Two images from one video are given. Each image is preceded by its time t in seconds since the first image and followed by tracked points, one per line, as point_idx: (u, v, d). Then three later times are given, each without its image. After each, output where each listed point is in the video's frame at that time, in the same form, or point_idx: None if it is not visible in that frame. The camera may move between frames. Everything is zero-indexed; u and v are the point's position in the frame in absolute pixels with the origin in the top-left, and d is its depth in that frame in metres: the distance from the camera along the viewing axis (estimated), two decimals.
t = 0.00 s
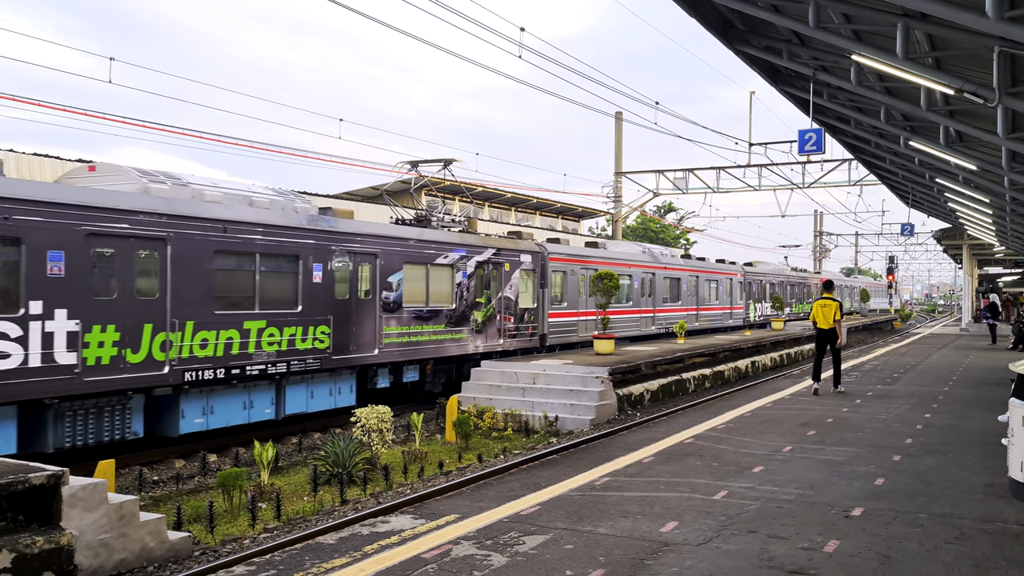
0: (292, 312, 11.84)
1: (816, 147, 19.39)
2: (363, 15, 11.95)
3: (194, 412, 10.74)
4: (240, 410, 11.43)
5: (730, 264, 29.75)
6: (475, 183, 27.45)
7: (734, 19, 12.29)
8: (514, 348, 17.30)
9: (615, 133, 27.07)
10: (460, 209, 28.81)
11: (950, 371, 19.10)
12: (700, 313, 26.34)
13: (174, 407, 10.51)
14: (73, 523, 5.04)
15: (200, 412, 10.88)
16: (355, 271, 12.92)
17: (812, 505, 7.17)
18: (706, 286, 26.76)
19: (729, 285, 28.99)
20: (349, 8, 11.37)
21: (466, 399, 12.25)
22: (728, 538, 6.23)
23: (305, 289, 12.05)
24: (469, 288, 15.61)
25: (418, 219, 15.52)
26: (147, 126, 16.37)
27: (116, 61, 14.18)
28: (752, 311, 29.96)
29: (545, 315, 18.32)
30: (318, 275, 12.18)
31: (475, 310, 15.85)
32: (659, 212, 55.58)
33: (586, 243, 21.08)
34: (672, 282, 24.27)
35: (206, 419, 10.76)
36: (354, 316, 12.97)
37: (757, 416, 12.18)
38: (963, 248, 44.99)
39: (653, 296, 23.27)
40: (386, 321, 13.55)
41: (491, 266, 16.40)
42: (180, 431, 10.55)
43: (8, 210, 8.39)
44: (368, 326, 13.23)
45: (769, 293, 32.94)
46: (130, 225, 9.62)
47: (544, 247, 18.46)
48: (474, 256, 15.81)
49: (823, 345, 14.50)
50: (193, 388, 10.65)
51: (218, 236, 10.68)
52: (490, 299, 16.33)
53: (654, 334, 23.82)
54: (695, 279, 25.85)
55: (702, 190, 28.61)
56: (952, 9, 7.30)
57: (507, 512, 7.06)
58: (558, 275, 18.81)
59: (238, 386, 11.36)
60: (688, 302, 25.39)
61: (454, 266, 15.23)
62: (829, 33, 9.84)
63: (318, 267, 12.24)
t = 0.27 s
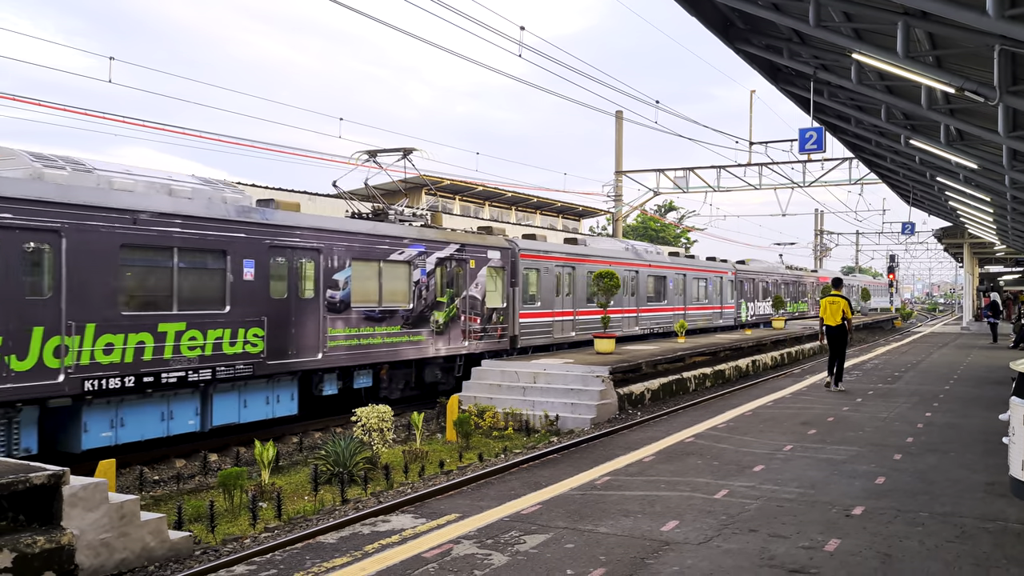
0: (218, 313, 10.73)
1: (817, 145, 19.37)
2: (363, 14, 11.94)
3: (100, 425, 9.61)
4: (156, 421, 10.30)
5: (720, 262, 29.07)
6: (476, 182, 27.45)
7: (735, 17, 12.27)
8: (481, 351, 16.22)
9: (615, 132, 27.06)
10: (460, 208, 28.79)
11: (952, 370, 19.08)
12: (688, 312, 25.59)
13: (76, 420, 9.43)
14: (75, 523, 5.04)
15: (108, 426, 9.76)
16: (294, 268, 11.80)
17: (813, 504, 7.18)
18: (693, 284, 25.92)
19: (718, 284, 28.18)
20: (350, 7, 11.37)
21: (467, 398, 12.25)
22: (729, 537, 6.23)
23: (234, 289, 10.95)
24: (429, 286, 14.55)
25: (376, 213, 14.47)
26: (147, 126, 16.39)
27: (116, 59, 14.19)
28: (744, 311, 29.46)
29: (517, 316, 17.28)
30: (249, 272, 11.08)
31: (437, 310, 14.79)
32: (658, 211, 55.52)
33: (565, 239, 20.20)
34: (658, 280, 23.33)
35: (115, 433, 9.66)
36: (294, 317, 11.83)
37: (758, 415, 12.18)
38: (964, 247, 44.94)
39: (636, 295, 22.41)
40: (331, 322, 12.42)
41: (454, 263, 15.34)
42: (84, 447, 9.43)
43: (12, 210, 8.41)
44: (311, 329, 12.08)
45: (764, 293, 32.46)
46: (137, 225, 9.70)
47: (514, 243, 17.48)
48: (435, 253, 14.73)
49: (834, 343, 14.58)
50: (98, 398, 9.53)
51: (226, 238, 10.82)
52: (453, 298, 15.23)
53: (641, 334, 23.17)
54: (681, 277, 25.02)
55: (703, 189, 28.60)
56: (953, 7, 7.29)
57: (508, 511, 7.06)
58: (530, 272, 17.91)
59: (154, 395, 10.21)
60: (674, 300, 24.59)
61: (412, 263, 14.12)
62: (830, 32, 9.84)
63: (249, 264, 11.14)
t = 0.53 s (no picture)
0: (130, 315, 9.76)
1: (818, 145, 19.35)
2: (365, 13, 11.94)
3: None
4: (55, 437, 9.40)
5: (711, 260, 28.19)
6: (477, 182, 27.46)
7: (736, 17, 12.24)
8: (444, 354, 15.25)
9: (616, 132, 27.06)
10: (461, 208, 28.83)
11: (953, 369, 19.06)
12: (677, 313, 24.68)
13: None
14: (76, 523, 5.04)
15: None
16: (221, 265, 10.83)
17: (814, 503, 7.17)
18: (682, 284, 24.99)
19: (708, 283, 27.25)
20: (350, 7, 11.38)
21: (468, 398, 12.24)
22: (729, 536, 6.23)
23: (149, 288, 9.97)
24: (382, 285, 13.55)
25: (327, 206, 13.55)
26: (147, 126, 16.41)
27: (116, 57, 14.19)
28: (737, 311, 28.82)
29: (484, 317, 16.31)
30: (166, 269, 10.10)
31: (391, 311, 13.82)
32: (659, 211, 55.46)
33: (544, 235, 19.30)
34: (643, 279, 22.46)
35: None
36: (221, 319, 10.85)
37: (760, 415, 12.18)
38: (966, 246, 44.88)
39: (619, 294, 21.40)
40: (267, 324, 11.48)
41: (411, 261, 14.30)
42: None
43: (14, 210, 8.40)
44: (240, 332, 11.10)
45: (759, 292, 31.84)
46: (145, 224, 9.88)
47: (482, 240, 16.42)
48: (389, 249, 13.73)
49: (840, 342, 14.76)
50: None
51: (218, 236, 10.77)
52: (410, 299, 14.26)
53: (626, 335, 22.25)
54: (669, 276, 24.08)
55: (704, 188, 28.60)
56: (954, 6, 7.28)
57: (509, 510, 7.06)
58: (498, 271, 16.85)
59: (52, 407, 9.33)
60: (661, 300, 23.63)
61: (362, 261, 13.14)
62: (831, 31, 9.83)
63: (166, 260, 10.15)
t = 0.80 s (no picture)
0: (18, 317, 8.46)
1: (819, 144, 19.35)
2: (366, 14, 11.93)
3: None
4: None
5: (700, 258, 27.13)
6: (478, 182, 27.49)
7: (737, 17, 12.26)
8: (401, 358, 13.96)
9: (618, 132, 27.06)
10: (462, 208, 28.84)
11: (954, 369, 19.06)
12: (661, 314, 23.59)
13: None
14: (78, 522, 5.06)
15: None
16: (132, 261, 9.52)
17: (815, 503, 7.17)
18: (667, 283, 23.88)
19: (696, 283, 26.18)
20: (351, 8, 11.39)
21: (469, 398, 12.25)
22: (731, 536, 6.23)
23: (42, 287, 8.66)
24: (328, 284, 12.27)
25: (270, 197, 12.14)
26: (151, 126, 16.34)
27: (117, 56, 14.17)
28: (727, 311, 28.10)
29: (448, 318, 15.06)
30: (61, 266, 8.78)
31: (338, 312, 12.54)
32: (659, 211, 55.42)
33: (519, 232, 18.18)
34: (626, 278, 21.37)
35: None
36: (133, 323, 9.55)
37: (761, 414, 12.19)
38: (967, 246, 44.84)
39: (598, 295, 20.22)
40: (189, 327, 10.17)
41: (361, 258, 12.99)
42: None
43: (18, 210, 8.43)
44: (156, 337, 9.79)
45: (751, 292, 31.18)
46: (103, 224, 9.20)
47: (446, 236, 15.14)
48: (337, 244, 12.45)
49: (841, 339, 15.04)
50: None
51: (130, 228, 9.49)
52: (360, 299, 12.98)
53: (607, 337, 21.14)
54: (653, 275, 22.95)
55: (705, 188, 28.61)
56: (955, 6, 7.29)
57: (511, 510, 7.06)
58: (464, 269, 15.56)
59: None
60: (644, 300, 22.52)
61: (305, 257, 11.85)
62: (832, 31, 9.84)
63: (63, 255, 8.84)
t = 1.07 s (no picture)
0: None
1: (821, 144, 19.33)
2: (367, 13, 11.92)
3: None
4: None
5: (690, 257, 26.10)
6: (479, 181, 27.47)
7: (739, 16, 12.26)
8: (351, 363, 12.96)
9: (619, 131, 27.04)
10: (463, 208, 28.84)
11: (956, 368, 19.04)
12: (647, 315, 22.49)
13: None
14: (80, 522, 5.06)
15: None
16: (23, 255, 8.49)
17: (816, 503, 7.17)
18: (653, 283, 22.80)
19: (684, 283, 25.12)
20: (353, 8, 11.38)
21: (470, 398, 12.26)
22: (732, 536, 6.23)
23: None
24: (265, 283, 11.26)
25: (203, 187, 11.29)
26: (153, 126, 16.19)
27: (118, 58, 14.14)
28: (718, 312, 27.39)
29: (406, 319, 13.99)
30: None
31: (278, 314, 11.53)
32: (660, 211, 55.34)
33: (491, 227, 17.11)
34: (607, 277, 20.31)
35: None
36: (25, 325, 8.51)
37: (762, 414, 12.18)
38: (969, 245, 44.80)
39: (576, 294, 19.15)
40: (92, 331, 9.12)
41: (304, 253, 11.94)
42: None
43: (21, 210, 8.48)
44: (53, 341, 8.76)
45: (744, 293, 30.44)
46: (82, 223, 9.02)
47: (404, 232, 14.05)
48: (274, 240, 11.41)
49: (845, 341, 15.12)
50: None
51: (129, 228, 9.52)
52: (303, 298, 11.96)
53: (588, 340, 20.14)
54: (638, 273, 21.91)
55: (706, 188, 28.57)
56: (957, 5, 7.27)
57: (512, 510, 7.06)
58: (426, 267, 14.48)
59: None
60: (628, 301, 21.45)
61: (236, 253, 10.82)
62: (834, 30, 9.82)
63: None
